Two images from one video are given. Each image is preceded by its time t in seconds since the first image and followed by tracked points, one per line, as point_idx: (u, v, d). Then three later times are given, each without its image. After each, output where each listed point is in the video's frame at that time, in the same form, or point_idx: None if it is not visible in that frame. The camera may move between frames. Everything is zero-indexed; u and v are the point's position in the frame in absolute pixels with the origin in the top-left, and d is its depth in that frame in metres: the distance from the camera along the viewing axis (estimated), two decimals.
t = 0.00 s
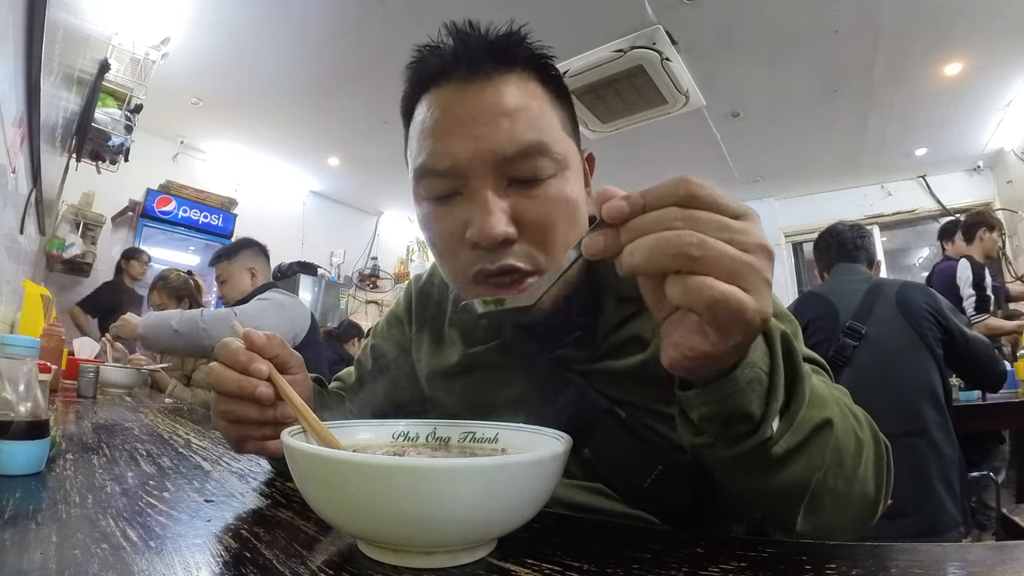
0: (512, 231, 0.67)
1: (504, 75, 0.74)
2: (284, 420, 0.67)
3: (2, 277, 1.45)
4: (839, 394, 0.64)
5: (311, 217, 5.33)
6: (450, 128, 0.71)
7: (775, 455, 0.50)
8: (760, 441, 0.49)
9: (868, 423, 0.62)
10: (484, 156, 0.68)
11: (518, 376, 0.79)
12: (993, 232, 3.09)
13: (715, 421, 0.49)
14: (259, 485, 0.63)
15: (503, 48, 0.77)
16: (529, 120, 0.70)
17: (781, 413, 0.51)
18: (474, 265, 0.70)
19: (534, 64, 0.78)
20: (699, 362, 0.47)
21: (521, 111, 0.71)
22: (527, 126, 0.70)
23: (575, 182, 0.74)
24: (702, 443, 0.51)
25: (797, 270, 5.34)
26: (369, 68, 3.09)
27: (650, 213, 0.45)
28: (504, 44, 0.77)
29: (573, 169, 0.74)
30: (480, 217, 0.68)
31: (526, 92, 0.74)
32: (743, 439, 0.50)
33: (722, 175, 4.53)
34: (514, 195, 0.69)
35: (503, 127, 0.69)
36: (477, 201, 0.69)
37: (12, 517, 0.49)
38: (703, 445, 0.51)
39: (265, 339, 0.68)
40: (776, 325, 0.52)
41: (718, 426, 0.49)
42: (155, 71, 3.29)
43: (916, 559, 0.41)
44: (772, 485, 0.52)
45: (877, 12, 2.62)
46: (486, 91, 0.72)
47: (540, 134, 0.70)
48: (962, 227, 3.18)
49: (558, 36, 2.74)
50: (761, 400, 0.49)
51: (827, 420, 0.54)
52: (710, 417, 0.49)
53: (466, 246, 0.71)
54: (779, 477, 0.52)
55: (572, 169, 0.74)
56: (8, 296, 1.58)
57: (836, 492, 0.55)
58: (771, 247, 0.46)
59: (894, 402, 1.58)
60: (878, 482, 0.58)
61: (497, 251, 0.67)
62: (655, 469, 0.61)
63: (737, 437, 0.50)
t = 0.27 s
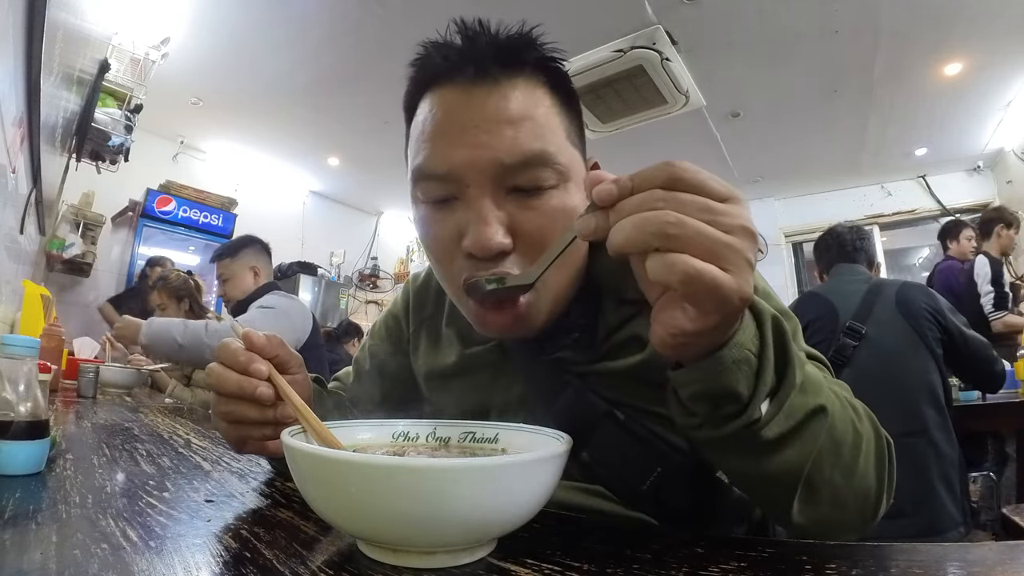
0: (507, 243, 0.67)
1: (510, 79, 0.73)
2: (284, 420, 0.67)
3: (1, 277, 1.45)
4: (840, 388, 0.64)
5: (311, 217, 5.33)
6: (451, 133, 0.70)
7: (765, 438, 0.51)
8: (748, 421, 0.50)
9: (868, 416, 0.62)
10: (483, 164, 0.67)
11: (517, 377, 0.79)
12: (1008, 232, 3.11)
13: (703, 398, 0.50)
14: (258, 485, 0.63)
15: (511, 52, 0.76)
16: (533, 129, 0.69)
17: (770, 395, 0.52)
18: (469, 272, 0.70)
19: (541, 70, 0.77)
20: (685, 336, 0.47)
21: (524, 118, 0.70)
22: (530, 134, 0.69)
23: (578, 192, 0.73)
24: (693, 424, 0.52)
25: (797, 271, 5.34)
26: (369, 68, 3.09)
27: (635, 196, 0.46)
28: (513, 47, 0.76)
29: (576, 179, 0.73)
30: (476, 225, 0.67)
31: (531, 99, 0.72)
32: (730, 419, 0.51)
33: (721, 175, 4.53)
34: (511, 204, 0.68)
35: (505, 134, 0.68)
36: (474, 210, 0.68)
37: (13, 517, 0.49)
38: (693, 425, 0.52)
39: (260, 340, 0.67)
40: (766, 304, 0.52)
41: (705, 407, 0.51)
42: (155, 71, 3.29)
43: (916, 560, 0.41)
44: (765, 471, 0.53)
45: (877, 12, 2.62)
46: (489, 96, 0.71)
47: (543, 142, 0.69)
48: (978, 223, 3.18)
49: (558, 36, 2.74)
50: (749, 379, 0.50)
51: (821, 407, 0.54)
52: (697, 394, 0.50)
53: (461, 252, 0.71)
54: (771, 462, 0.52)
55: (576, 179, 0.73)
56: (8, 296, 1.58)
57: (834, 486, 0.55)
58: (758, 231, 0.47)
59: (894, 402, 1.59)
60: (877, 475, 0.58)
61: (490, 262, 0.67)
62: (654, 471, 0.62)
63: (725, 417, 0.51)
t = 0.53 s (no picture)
0: (513, 245, 0.67)
1: (517, 83, 0.73)
2: (284, 420, 0.67)
3: (1, 278, 1.45)
4: (839, 388, 0.64)
5: (311, 217, 5.33)
6: (457, 135, 0.70)
7: (765, 443, 0.51)
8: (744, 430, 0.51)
9: (867, 417, 0.62)
10: (490, 166, 0.68)
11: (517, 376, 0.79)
12: None
13: (702, 406, 0.49)
14: (258, 485, 0.63)
15: (518, 54, 0.75)
16: (539, 132, 0.69)
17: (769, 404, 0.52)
18: (473, 273, 0.70)
19: (547, 73, 0.77)
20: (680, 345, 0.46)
21: (530, 121, 0.70)
22: (537, 135, 0.69)
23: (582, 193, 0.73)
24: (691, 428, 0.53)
25: (797, 270, 5.34)
26: (369, 68, 3.09)
27: (634, 207, 0.45)
28: (521, 50, 0.76)
29: (580, 182, 0.73)
30: (481, 226, 0.67)
31: (537, 102, 0.72)
32: (726, 426, 0.51)
33: (721, 176, 4.53)
34: (517, 206, 0.68)
35: (512, 135, 0.68)
36: (479, 211, 0.68)
37: (12, 517, 0.49)
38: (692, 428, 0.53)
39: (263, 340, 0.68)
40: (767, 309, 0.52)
41: (704, 413, 0.50)
42: (155, 71, 3.29)
43: (916, 560, 0.41)
44: (761, 473, 0.53)
45: (877, 12, 2.62)
46: (497, 99, 0.71)
47: (550, 143, 0.69)
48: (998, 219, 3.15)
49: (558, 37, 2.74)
50: (749, 388, 0.50)
51: (821, 412, 0.54)
52: (695, 401, 0.49)
53: (465, 252, 0.71)
54: (769, 466, 0.52)
55: (581, 180, 0.73)
56: (8, 296, 1.58)
57: (832, 487, 0.55)
58: (758, 243, 0.46)
59: (894, 401, 1.59)
60: (877, 475, 0.58)
61: (496, 263, 0.68)
62: (654, 469, 0.61)
63: (724, 425, 0.51)
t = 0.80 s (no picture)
0: (523, 250, 0.67)
1: (522, 92, 0.73)
2: (285, 420, 0.67)
3: (1, 278, 1.45)
4: (835, 390, 0.64)
5: (311, 217, 5.33)
6: (464, 141, 0.70)
7: (763, 460, 0.51)
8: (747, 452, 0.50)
9: (863, 419, 0.62)
10: (500, 173, 0.68)
11: (516, 376, 0.79)
12: None
13: (703, 427, 0.49)
14: (258, 485, 0.63)
15: (523, 63, 0.75)
16: (545, 138, 0.70)
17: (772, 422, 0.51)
18: (482, 277, 0.70)
19: (549, 79, 0.77)
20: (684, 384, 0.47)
21: (536, 127, 0.70)
22: (544, 140, 0.70)
23: (586, 197, 0.74)
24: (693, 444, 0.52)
25: (797, 270, 5.34)
26: (369, 67, 3.09)
27: (644, 246, 0.42)
28: (525, 60, 0.76)
29: (583, 186, 0.74)
30: (491, 229, 0.68)
31: (542, 108, 0.73)
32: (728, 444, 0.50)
33: (721, 175, 4.53)
34: (526, 211, 0.69)
35: (520, 140, 0.69)
36: (489, 216, 0.69)
37: (13, 517, 0.49)
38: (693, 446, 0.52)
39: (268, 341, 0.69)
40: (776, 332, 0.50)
41: (704, 433, 0.50)
42: (155, 71, 3.29)
43: (917, 560, 0.41)
44: (760, 482, 0.52)
45: (877, 12, 2.62)
46: (504, 106, 0.71)
47: (556, 148, 0.70)
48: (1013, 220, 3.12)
49: (558, 37, 2.75)
50: (751, 413, 0.49)
51: (821, 426, 0.54)
52: (698, 422, 0.49)
53: (474, 256, 0.71)
54: (769, 477, 0.52)
55: (585, 183, 0.74)
56: (8, 297, 1.58)
57: (829, 493, 0.55)
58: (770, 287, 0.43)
59: (894, 401, 1.59)
60: (873, 480, 0.58)
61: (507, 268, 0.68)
62: (653, 463, 0.61)
63: (724, 443, 0.50)
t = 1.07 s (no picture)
0: (521, 233, 0.67)
1: (520, 92, 0.74)
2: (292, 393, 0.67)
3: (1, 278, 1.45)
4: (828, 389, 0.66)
5: (311, 217, 5.33)
6: (464, 132, 0.72)
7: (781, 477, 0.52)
8: (768, 470, 0.51)
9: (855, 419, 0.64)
10: (497, 161, 0.69)
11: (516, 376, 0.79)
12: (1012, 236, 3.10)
13: (726, 454, 0.49)
14: (258, 485, 0.63)
15: (522, 64, 0.76)
16: (542, 131, 0.71)
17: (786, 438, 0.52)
18: (484, 263, 0.70)
19: (550, 80, 0.77)
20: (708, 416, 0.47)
21: (533, 121, 0.71)
22: (540, 129, 0.71)
23: (583, 187, 0.74)
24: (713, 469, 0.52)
25: (797, 270, 5.34)
26: (369, 67, 3.08)
27: (678, 284, 0.42)
28: (525, 61, 0.76)
29: (580, 178, 0.75)
30: (491, 214, 0.68)
31: (541, 106, 0.74)
32: (750, 465, 0.50)
33: (721, 176, 4.53)
34: (524, 198, 0.69)
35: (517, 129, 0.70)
36: (488, 203, 0.70)
37: (13, 517, 0.49)
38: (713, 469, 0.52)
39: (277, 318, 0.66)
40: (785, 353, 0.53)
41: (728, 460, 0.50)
42: (155, 71, 3.29)
43: (917, 560, 0.41)
44: (771, 490, 0.53)
45: (877, 12, 2.62)
46: (503, 102, 0.72)
47: (550, 137, 0.71)
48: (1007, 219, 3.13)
49: (558, 38, 2.75)
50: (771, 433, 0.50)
51: (826, 435, 0.56)
52: (722, 450, 0.49)
53: (475, 244, 0.71)
54: (780, 486, 0.53)
55: (580, 173, 0.75)
56: (8, 297, 1.58)
57: (835, 498, 0.56)
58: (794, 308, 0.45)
59: (894, 401, 1.59)
60: (865, 477, 0.61)
61: (506, 252, 0.68)
62: (656, 453, 0.65)
63: (747, 465, 0.51)
